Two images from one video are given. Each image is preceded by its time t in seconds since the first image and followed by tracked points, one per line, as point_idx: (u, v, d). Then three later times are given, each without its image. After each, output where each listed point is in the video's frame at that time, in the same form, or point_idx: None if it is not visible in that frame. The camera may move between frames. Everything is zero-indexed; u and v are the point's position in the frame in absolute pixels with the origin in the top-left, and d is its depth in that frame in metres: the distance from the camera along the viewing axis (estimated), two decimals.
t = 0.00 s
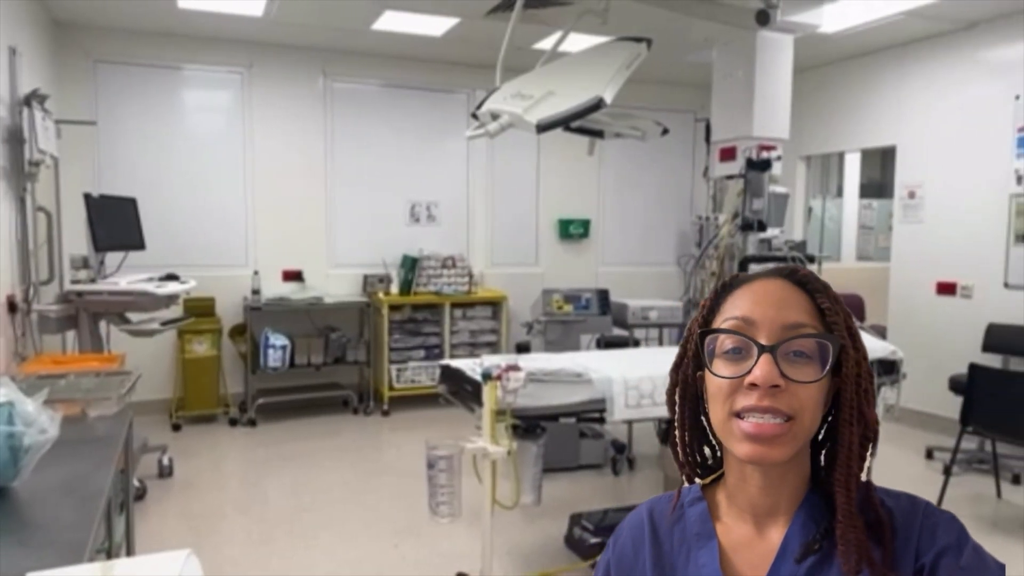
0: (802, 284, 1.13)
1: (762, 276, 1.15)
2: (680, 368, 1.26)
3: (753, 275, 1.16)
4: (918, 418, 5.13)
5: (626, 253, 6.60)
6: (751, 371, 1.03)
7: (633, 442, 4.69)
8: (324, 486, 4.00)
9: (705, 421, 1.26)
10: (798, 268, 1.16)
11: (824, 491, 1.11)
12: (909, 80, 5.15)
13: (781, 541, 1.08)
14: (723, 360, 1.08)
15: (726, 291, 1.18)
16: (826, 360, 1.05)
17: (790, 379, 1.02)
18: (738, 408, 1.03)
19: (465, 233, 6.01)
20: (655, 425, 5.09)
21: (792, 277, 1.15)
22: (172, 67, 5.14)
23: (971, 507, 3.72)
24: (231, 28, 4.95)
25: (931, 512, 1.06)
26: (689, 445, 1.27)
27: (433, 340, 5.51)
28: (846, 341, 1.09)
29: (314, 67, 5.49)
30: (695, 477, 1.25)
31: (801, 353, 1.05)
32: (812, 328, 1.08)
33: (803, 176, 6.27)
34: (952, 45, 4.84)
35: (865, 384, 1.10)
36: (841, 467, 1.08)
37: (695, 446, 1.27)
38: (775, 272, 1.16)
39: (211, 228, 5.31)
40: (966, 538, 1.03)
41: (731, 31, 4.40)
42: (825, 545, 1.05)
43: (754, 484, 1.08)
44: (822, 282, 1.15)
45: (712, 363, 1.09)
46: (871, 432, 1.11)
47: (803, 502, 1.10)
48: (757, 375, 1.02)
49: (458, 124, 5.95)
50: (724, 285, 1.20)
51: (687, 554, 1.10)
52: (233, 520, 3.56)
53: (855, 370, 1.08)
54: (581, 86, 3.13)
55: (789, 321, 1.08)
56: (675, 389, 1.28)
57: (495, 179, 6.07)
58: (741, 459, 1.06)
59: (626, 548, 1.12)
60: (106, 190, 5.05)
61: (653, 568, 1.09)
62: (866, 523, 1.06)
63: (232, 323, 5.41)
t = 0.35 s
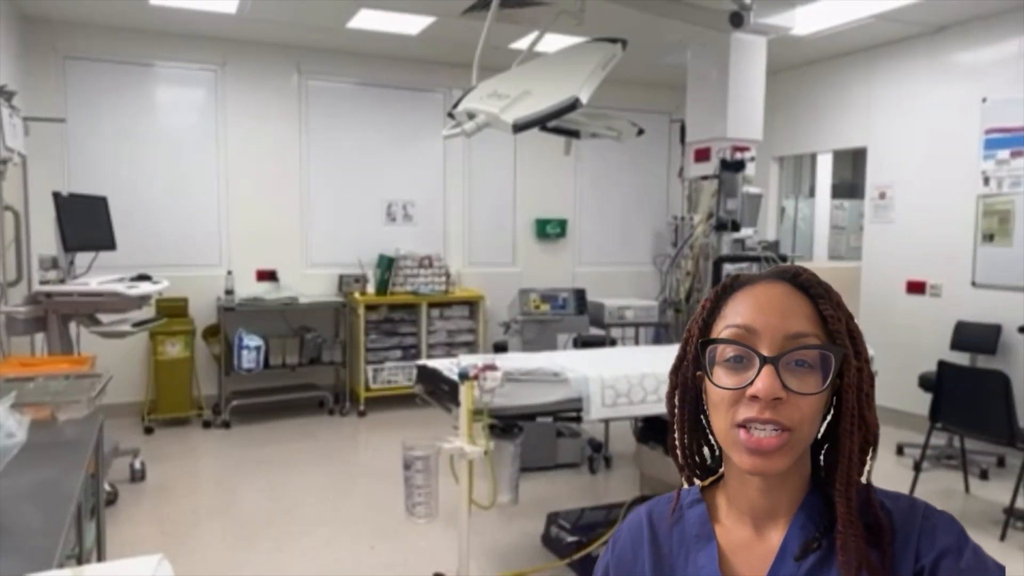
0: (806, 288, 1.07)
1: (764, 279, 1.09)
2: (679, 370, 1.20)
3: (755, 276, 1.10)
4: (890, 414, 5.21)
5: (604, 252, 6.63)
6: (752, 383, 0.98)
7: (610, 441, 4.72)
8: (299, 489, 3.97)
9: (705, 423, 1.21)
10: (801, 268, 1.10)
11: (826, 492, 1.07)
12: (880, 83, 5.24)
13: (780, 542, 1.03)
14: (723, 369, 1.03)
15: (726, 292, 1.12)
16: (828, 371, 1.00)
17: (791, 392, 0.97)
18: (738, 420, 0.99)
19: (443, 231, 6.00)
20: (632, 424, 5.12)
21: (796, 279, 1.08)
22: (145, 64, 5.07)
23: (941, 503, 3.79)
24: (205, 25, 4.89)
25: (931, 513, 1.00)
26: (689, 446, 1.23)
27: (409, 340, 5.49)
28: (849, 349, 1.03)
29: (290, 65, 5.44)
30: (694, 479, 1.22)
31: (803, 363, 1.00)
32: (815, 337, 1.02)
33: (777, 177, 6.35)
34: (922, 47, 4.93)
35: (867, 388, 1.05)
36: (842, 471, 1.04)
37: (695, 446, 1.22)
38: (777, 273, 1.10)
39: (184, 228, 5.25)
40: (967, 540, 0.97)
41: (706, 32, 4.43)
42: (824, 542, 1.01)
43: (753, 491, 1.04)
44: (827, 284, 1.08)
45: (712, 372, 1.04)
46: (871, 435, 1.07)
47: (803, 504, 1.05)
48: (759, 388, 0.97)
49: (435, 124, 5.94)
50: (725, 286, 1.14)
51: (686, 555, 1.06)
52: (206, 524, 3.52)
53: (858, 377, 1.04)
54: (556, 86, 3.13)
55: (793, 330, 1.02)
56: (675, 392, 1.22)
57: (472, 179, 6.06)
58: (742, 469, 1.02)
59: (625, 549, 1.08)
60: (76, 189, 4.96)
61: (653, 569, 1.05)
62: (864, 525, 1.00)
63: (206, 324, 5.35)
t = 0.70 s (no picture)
0: (803, 291, 1.09)
1: (762, 283, 1.10)
2: (677, 373, 1.22)
3: (752, 280, 1.12)
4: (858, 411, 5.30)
5: (577, 251, 6.66)
6: (753, 390, 1.01)
7: (583, 439, 4.74)
8: (270, 491, 3.93)
9: (704, 423, 1.23)
10: (799, 270, 1.12)
11: (823, 492, 1.10)
12: (847, 84, 5.33)
13: (779, 543, 1.06)
14: (723, 375, 1.05)
15: (724, 295, 1.14)
16: (827, 376, 1.02)
17: (791, 398, 1.00)
18: (740, 427, 1.01)
19: (415, 230, 5.98)
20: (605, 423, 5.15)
21: (793, 282, 1.10)
22: (110, 60, 4.97)
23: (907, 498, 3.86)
24: (171, 21, 4.81)
25: (929, 513, 1.03)
26: (688, 447, 1.24)
27: (382, 340, 5.46)
28: (846, 353, 1.06)
29: (260, 62, 5.38)
30: (694, 480, 1.23)
31: (802, 369, 1.02)
32: (814, 343, 1.05)
33: (746, 178, 6.42)
34: (888, 50, 5.02)
35: (864, 390, 1.08)
36: (840, 474, 1.06)
37: (695, 448, 1.24)
38: (775, 275, 1.11)
39: (152, 227, 5.16)
40: (965, 539, 1.00)
41: (677, 33, 4.47)
42: (823, 541, 1.04)
43: (752, 493, 1.07)
44: (824, 288, 1.11)
45: (711, 377, 1.06)
46: (869, 436, 1.09)
47: (802, 505, 1.08)
48: (760, 395, 1.00)
49: (407, 122, 5.92)
50: (722, 288, 1.16)
51: (687, 555, 1.09)
52: (175, 527, 3.47)
53: (854, 380, 1.06)
54: (529, 86, 3.13)
55: (791, 335, 1.04)
56: (675, 395, 1.23)
57: (445, 178, 6.05)
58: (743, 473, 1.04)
59: (625, 549, 1.11)
60: (39, 187, 4.85)
61: (653, 570, 1.08)
62: (862, 526, 1.03)
63: (175, 325, 5.27)
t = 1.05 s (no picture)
0: (799, 291, 1.10)
1: (759, 283, 1.12)
2: (677, 375, 1.23)
3: (749, 281, 1.13)
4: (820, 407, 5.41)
5: (546, 251, 6.68)
6: (751, 389, 1.01)
7: (551, 438, 4.76)
8: (235, 495, 3.88)
9: (704, 424, 1.23)
10: (795, 270, 1.13)
11: (824, 491, 1.10)
12: (809, 86, 5.42)
13: (779, 542, 1.07)
14: (720, 375, 1.05)
15: (721, 296, 1.15)
16: (825, 374, 1.03)
17: (789, 397, 1.00)
18: (738, 426, 1.01)
19: (382, 230, 5.93)
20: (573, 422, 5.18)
21: (789, 282, 1.12)
22: (69, 56, 4.86)
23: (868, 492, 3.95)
24: (131, 17, 4.71)
25: (928, 514, 1.03)
26: (688, 447, 1.24)
27: (349, 340, 5.42)
28: (844, 352, 1.07)
29: (223, 60, 5.29)
30: (694, 480, 1.23)
31: (800, 367, 1.03)
32: (811, 341, 1.06)
33: (711, 178, 6.50)
34: (848, 53, 5.12)
35: (862, 388, 1.09)
36: (839, 472, 1.07)
37: (695, 447, 1.24)
38: (772, 276, 1.13)
39: (113, 227, 5.06)
40: (965, 539, 1.00)
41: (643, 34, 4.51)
42: (824, 539, 1.05)
43: (752, 492, 1.08)
44: (821, 288, 1.12)
45: (709, 378, 1.07)
46: (868, 435, 1.10)
47: (802, 504, 1.08)
48: (757, 394, 1.00)
49: (374, 121, 5.88)
50: (718, 291, 1.17)
51: (686, 554, 1.09)
52: (137, 533, 3.40)
53: (852, 378, 1.07)
54: (496, 85, 3.13)
55: (788, 334, 1.05)
56: (673, 396, 1.24)
57: (413, 178, 6.02)
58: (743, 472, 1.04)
59: (626, 548, 1.12)
60: None
61: (653, 568, 1.09)
62: (862, 525, 1.04)
63: (136, 326, 5.16)
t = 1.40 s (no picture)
0: (801, 291, 1.10)
1: (759, 283, 1.12)
2: (676, 375, 1.22)
3: (750, 280, 1.13)
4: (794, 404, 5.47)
5: (524, 249, 6.69)
6: (751, 390, 1.01)
7: (529, 437, 4.77)
8: (210, 497, 3.84)
9: (701, 424, 1.22)
10: (795, 270, 1.13)
11: (823, 492, 1.10)
12: (783, 88, 5.49)
13: (778, 544, 1.07)
14: (720, 375, 1.05)
15: (722, 296, 1.15)
16: (825, 375, 1.03)
17: (790, 398, 1.00)
18: (738, 427, 1.01)
19: (359, 229, 5.90)
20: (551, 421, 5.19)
21: (789, 282, 1.12)
22: (38, 53, 4.77)
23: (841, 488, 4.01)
24: (102, 14, 4.64)
25: (927, 514, 1.03)
26: (686, 448, 1.24)
27: (325, 341, 5.38)
28: (843, 353, 1.07)
29: (197, 58, 5.24)
30: (693, 481, 1.22)
31: (800, 368, 1.03)
32: (811, 342, 1.06)
33: (687, 178, 6.56)
34: (821, 56, 5.19)
35: (863, 389, 1.08)
36: (838, 474, 1.07)
37: (693, 449, 1.23)
38: (772, 276, 1.13)
39: (84, 227, 4.98)
40: (964, 540, 1.00)
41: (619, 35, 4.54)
42: (823, 541, 1.05)
43: (753, 494, 1.08)
44: (822, 289, 1.12)
45: (709, 378, 1.06)
46: (868, 435, 1.09)
47: (801, 505, 1.09)
48: (758, 395, 1.00)
49: (351, 121, 5.85)
50: (719, 289, 1.17)
51: (685, 555, 1.10)
52: (109, 536, 3.35)
53: (853, 380, 1.07)
54: (473, 85, 3.12)
55: (789, 335, 1.05)
56: (672, 396, 1.23)
57: (390, 177, 5.99)
58: (742, 473, 1.04)
59: (624, 550, 1.12)
60: None
61: (653, 569, 1.09)
62: (861, 526, 1.04)
63: (108, 328, 5.08)
